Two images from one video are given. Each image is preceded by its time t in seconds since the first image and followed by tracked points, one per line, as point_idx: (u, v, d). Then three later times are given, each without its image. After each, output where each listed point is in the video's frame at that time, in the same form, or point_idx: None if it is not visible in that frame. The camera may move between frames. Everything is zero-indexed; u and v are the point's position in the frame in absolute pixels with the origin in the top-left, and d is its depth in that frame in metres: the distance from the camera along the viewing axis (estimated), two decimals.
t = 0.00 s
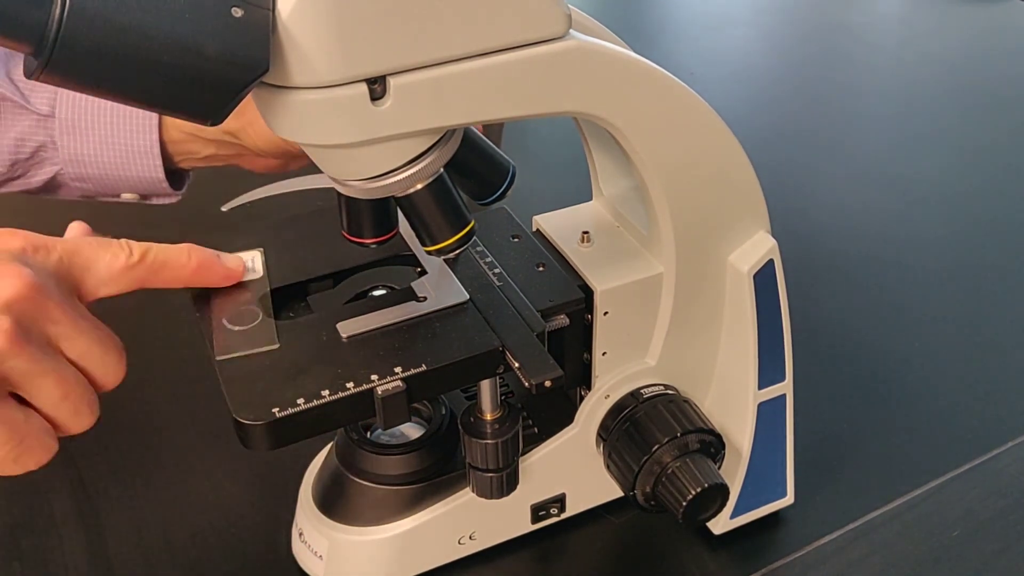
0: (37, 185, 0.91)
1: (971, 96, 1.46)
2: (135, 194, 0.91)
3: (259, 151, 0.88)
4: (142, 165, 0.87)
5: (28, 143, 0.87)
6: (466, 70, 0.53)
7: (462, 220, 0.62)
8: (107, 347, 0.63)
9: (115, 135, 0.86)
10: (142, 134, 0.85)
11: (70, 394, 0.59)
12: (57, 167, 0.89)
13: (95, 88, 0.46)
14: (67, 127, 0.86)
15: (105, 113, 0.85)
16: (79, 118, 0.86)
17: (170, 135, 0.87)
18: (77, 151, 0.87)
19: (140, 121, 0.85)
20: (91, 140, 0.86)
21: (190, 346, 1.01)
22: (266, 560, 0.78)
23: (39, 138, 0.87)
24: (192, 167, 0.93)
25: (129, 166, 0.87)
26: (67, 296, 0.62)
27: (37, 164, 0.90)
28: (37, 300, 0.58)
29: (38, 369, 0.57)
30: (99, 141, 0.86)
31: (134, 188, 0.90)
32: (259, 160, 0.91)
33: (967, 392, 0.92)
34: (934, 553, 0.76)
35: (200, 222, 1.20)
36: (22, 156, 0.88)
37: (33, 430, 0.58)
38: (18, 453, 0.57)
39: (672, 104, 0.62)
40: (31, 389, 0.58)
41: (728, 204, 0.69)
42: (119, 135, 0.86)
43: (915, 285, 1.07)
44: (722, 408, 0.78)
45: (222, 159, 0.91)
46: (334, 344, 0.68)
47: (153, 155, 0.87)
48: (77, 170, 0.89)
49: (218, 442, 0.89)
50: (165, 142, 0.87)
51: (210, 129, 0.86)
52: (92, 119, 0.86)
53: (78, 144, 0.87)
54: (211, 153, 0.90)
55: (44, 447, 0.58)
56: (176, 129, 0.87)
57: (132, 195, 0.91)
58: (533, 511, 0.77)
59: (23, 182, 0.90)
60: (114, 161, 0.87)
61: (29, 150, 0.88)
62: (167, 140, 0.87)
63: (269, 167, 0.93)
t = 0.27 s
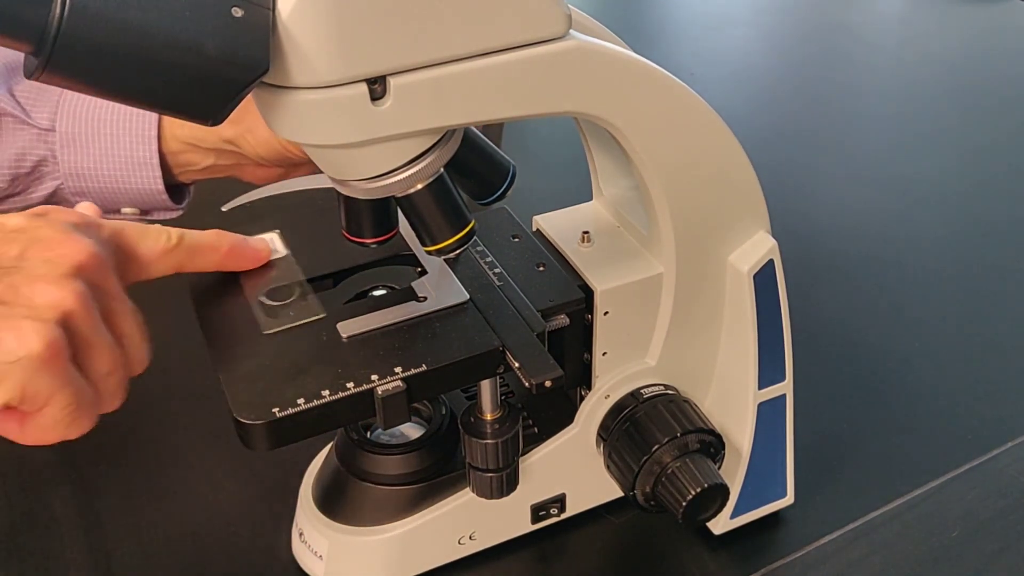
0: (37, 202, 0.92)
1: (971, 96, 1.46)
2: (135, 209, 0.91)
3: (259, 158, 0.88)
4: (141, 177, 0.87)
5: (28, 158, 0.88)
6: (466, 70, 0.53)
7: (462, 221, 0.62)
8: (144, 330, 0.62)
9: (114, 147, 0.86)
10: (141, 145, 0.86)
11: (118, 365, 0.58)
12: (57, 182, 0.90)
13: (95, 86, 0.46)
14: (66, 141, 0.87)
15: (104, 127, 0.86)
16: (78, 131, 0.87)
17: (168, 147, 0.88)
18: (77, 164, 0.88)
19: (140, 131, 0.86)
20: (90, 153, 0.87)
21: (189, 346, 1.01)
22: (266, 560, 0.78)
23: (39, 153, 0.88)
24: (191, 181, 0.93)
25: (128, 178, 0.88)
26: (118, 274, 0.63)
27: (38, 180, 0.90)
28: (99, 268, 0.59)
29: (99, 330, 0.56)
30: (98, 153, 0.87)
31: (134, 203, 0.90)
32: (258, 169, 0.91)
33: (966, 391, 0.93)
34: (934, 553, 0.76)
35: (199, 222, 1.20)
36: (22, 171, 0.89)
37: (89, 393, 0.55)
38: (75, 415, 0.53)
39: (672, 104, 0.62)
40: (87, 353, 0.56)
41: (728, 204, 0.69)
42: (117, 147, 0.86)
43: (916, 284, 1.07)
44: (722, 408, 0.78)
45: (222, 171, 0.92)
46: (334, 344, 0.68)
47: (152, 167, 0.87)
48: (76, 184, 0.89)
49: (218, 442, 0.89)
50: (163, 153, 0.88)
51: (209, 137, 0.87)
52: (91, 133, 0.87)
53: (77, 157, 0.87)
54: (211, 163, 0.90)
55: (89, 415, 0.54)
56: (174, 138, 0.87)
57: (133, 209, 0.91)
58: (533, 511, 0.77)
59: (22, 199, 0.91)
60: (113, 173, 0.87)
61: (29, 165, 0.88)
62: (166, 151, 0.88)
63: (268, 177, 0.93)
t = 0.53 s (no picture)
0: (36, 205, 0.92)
1: (971, 96, 1.46)
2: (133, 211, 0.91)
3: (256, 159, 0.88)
4: (138, 178, 0.88)
5: (27, 160, 0.89)
6: (466, 70, 0.53)
7: (462, 221, 0.62)
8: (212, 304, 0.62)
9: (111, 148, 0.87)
10: (138, 146, 0.86)
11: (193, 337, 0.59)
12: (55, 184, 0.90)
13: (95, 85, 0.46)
14: (64, 143, 0.87)
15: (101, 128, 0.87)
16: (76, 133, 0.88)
17: (165, 147, 0.88)
18: (75, 166, 0.88)
19: (136, 132, 0.87)
20: (88, 154, 0.88)
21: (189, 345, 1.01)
22: (266, 559, 0.78)
23: (37, 155, 0.89)
24: (189, 184, 0.94)
25: (125, 178, 0.88)
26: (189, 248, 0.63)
27: (35, 183, 0.91)
28: (172, 238, 0.59)
29: (177, 298, 0.57)
30: (96, 155, 0.88)
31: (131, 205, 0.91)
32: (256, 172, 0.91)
33: (967, 391, 0.93)
34: (935, 553, 0.76)
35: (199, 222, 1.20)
36: (20, 174, 0.89)
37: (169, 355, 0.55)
38: (157, 374, 0.54)
39: (672, 104, 0.62)
40: (166, 318, 0.56)
41: (728, 204, 0.69)
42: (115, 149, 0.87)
43: (916, 284, 1.08)
44: (722, 408, 0.78)
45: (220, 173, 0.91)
46: (334, 344, 0.68)
47: (149, 168, 0.87)
48: (74, 186, 0.90)
49: (218, 442, 0.89)
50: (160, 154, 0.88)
51: (207, 138, 0.87)
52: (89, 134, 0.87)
53: (75, 159, 0.88)
54: (209, 164, 0.90)
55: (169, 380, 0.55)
56: (171, 138, 0.87)
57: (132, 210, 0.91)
58: (533, 511, 0.77)
59: (19, 202, 0.91)
60: (111, 175, 0.88)
61: (27, 167, 0.89)
62: (163, 152, 0.88)
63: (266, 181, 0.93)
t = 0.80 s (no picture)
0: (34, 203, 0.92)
1: (971, 96, 1.46)
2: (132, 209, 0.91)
3: (255, 157, 0.89)
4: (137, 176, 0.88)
5: (25, 158, 0.89)
6: (465, 70, 0.53)
7: (462, 221, 0.62)
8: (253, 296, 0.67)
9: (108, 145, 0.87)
10: (135, 144, 0.86)
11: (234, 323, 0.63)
12: (53, 182, 0.90)
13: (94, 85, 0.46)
14: (62, 140, 0.87)
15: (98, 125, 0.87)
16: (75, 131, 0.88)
17: (163, 146, 0.88)
18: (73, 164, 0.88)
19: (135, 130, 0.87)
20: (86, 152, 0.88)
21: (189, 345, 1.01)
22: (266, 559, 0.78)
23: (36, 152, 0.89)
24: (185, 181, 0.94)
25: (124, 176, 0.88)
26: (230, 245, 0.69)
27: (34, 180, 0.91)
28: (214, 232, 0.67)
29: (217, 284, 0.62)
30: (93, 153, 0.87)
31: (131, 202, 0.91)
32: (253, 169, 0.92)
33: (966, 391, 0.93)
34: (935, 553, 0.76)
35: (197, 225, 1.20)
36: (18, 172, 0.89)
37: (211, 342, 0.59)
38: (200, 357, 0.58)
39: (672, 104, 0.62)
40: (207, 304, 0.61)
41: (728, 203, 0.69)
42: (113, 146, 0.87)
43: (916, 284, 1.08)
44: (722, 408, 0.78)
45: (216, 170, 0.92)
46: (334, 344, 0.68)
47: (147, 165, 0.87)
48: (72, 184, 0.90)
49: (218, 441, 0.89)
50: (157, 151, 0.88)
51: (205, 136, 0.87)
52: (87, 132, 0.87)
53: (73, 157, 0.88)
54: (206, 162, 0.91)
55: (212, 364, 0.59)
56: (169, 137, 0.88)
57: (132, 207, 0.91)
58: (533, 511, 0.77)
59: (18, 200, 0.90)
60: (109, 173, 0.88)
61: (26, 165, 0.89)
62: (161, 151, 0.89)
63: (261, 178, 0.94)
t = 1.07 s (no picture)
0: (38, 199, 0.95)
1: (971, 95, 1.46)
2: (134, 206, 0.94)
3: (254, 156, 0.90)
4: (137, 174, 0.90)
5: (27, 156, 0.91)
6: (466, 70, 0.53)
7: (462, 221, 0.62)
8: (212, 273, 0.69)
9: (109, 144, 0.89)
10: (136, 144, 0.89)
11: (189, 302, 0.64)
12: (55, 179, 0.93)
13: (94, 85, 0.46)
14: (64, 139, 0.90)
15: (100, 124, 0.89)
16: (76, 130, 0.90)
17: (164, 143, 0.91)
18: (75, 163, 0.91)
19: (136, 128, 0.89)
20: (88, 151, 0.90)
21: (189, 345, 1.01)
22: (266, 559, 0.78)
23: (37, 150, 0.92)
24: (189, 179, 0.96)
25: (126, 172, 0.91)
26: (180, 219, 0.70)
27: (37, 178, 0.93)
28: (164, 213, 0.66)
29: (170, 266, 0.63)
30: (95, 152, 0.90)
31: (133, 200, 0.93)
32: (254, 167, 0.93)
33: (966, 391, 0.93)
34: (935, 553, 0.76)
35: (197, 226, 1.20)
36: (21, 169, 0.92)
37: (168, 325, 0.61)
38: (156, 341, 0.60)
39: (672, 104, 0.62)
40: (161, 288, 0.63)
41: (728, 203, 0.69)
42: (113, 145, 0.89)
43: (917, 284, 1.08)
44: (722, 408, 0.78)
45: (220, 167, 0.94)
46: (334, 344, 0.67)
47: (146, 164, 0.89)
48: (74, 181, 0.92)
49: (218, 441, 0.89)
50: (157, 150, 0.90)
51: (206, 134, 0.90)
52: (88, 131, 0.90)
53: (75, 155, 0.91)
54: (209, 159, 0.93)
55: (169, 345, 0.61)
56: (170, 134, 0.90)
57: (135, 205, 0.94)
58: (533, 511, 0.77)
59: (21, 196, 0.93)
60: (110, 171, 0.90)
61: (28, 163, 0.92)
62: (162, 148, 0.91)
63: (264, 176, 0.95)
